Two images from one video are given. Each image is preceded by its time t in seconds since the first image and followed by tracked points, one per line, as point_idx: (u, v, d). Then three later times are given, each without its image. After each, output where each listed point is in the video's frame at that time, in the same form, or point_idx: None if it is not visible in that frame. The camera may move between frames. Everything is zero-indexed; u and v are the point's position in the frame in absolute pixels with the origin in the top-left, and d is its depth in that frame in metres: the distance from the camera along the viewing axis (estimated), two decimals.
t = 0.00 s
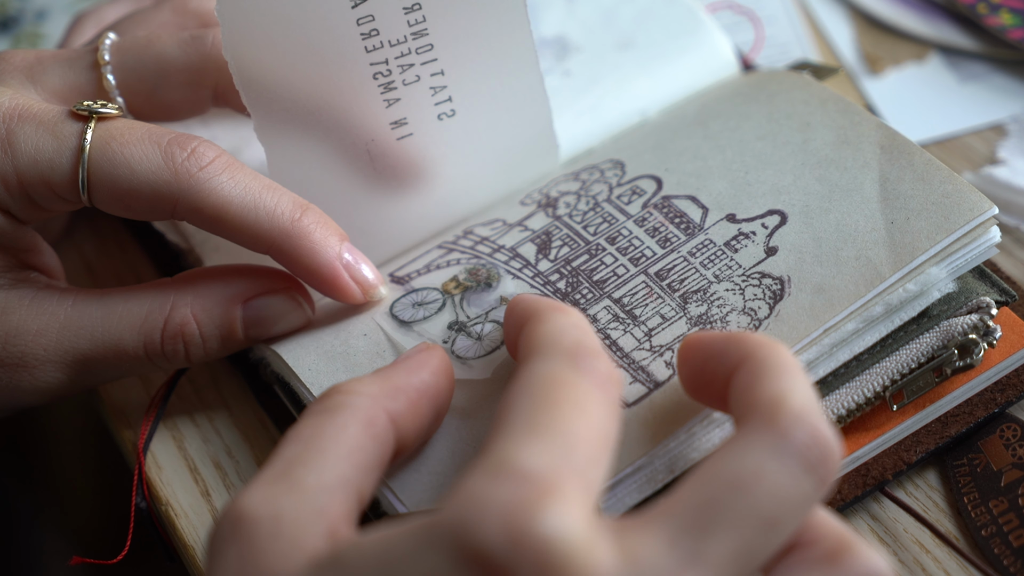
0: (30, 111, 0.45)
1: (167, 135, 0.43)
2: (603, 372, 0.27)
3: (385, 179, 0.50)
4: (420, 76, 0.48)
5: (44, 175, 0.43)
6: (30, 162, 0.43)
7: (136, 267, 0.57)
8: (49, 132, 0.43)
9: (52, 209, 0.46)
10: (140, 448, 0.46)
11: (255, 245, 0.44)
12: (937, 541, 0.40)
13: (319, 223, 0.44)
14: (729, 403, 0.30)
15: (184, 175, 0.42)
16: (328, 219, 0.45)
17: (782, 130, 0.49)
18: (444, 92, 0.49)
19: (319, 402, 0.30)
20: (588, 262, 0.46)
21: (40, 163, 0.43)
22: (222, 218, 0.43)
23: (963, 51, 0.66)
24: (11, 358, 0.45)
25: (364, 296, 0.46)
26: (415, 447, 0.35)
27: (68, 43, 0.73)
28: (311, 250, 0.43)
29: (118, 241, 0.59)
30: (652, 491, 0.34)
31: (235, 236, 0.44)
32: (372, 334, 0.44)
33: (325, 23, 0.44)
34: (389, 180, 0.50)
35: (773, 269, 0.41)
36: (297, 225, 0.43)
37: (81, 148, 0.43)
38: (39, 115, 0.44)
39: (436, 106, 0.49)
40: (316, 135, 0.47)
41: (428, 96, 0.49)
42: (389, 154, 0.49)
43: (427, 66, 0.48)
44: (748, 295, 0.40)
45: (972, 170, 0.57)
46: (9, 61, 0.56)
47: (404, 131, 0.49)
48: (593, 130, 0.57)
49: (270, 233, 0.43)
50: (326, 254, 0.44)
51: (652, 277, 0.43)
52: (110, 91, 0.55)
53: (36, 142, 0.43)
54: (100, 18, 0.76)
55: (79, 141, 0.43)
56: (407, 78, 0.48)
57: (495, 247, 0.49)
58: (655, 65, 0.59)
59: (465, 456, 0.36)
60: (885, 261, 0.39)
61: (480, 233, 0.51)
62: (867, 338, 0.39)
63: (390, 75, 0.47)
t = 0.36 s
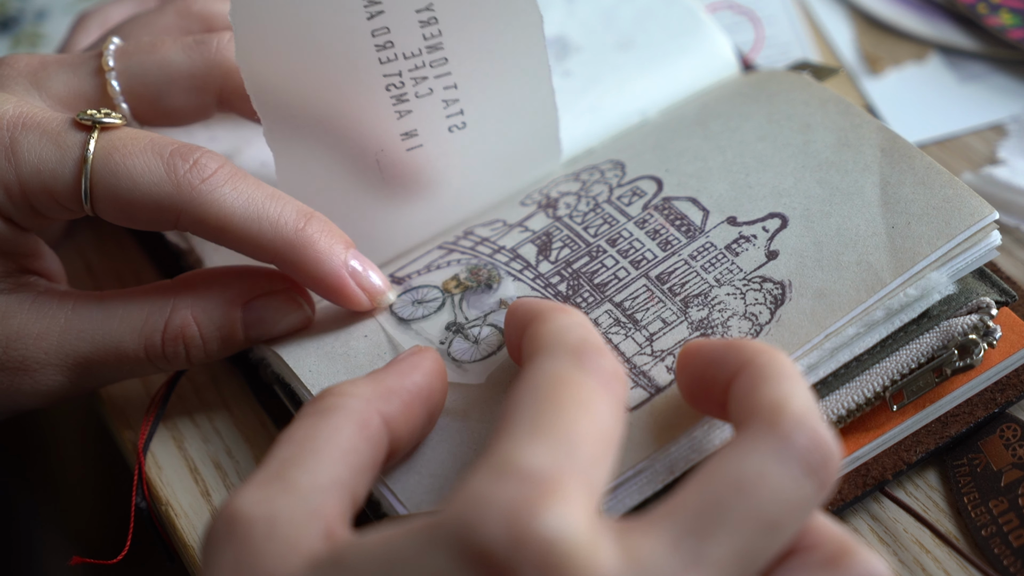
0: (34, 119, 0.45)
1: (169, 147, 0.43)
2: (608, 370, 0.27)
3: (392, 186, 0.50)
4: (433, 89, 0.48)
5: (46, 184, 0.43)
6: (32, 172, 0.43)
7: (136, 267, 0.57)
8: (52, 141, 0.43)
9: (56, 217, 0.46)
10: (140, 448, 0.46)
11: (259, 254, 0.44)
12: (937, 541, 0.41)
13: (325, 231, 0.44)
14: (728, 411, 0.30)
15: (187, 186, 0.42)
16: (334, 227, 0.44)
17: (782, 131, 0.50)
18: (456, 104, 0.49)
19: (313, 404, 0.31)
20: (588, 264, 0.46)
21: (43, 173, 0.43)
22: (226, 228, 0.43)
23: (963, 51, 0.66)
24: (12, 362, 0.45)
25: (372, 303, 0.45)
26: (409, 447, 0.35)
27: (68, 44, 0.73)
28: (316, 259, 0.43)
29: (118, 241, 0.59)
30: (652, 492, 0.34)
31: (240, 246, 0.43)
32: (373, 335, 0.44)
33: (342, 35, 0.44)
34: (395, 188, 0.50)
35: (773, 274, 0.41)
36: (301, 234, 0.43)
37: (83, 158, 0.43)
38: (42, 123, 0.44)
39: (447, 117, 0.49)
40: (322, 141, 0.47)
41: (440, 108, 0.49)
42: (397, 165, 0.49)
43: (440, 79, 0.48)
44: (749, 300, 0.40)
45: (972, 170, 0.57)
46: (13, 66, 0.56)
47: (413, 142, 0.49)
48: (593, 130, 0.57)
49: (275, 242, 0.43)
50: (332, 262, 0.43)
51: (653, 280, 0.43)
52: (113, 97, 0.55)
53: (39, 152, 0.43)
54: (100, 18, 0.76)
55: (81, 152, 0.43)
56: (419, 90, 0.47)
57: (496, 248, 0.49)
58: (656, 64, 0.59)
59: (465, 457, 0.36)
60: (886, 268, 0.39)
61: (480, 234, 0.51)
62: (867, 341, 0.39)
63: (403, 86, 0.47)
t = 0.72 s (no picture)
0: (36, 128, 0.45)
1: (172, 156, 0.43)
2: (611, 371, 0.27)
3: (393, 191, 0.50)
4: (437, 93, 0.48)
5: (47, 194, 0.43)
6: (34, 181, 0.43)
7: (136, 267, 0.57)
8: (54, 150, 0.43)
9: (60, 225, 0.46)
10: (140, 448, 0.46)
11: (261, 263, 0.43)
12: (937, 541, 0.41)
13: (329, 241, 0.44)
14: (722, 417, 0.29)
15: (190, 196, 0.42)
16: (336, 236, 0.44)
17: (782, 131, 0.50)
18: (459, 108, 0.49)
19: (318, 402, 0.30)
20: (588, 263, 0.46)
21: (44, 183, 0.43)
22: (229, 238, 0.43)
23: (963, 51, 0.66)
24: (13, 367, 0.45)
25: (374, 312, 0.45)
26: (411, 450, 0.35)
27: (68, 44, 0.73)
28: (318, 269, 0.43)
29: (118, 242, 0.59)
30: (651, 492, 0.34)
31: (242, 255, 0.43)
32: (374, 335, 0.44)
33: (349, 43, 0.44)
34: (396, 190, 0.50)
35: (773, 268, 0.41)
36: (303, 244, 0.43)
37: (85, 168, 0.43)
38: (44, 132, 0.44)
39: (450, 121, 0.49)
40: (327, 147, 0.47)
41: (443, 111, 0.49)
42: (399, 166, 0.49)
43: (444, 83, 0.48)
44: (748, 294, 0.40)
45: (972, 170, 0.57)
46: (13, 71, 0.56)
47: (416, 145, 0.49)
48: (594, 130, 0.57)
49: (276, 253, 0.43)
50: (333, 272, 0.43)
51: (652, 276, 0.43)
52: (115, 103, 0.55)
53: (42, 162, 0.43)
54: (101, 19, 0.76)
55: (84, 161, 0.43)
56: (424, 94, 0.47)
57: (496, 250, 0.49)
58: (656, 65, 0.59)
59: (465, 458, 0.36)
60: (886, 260, 0.39)
61: (481, 236, 0.51)
62: (867, 339, 0.39)
63: (407, 90, 0.47)
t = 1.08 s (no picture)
0: (34, 131, 0.45)
1: (170, 156, 0.43)
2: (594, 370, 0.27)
3: (393, 189, 0.50)
4: (435, 91, 0.48)
5: (46, 197, 0.43)
6: (33, 185, 0.43)
7: (136, 267, 0.57)
8: (52, 153, 0.43)
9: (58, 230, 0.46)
10: (140, 448, 0.46)
11: (260, 261, 0.43)
12: (937, 541, 0.41)
13: (325, 237, 0.44)
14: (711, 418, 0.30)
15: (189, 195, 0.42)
16: (335, 232, 0.44)
17: (782, 131, 0.49)
18: (458, 106, 0.49)
19: (318, 409, 0.30)
20: (588, 264, 0.46)
21: (42, 186, 0.43)
22: (228, 237, 0.43)
23: (963, 51, 0.66)
24: (14, 371, 0.45)
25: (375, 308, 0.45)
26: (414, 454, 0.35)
27: (67, 45, 0.73)
28: (318, 265, 0.43)
29: (118, 242, 0.59)
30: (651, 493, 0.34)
31: (241, 254, 0.43)
32: (373, 335, 0.44)
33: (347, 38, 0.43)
34: (395, 189, 0.50)
35: (773, 272, 0.41)
36: (302, 241, 0.43)
37: (84, 170, 0.43)
38: (42, 135, 0.44)
39: (448, 119, 0.49)
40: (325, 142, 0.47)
41: (442, 109, 0.49)
42: (398, 164, 0.49)
43: (443, 81, 0.47)
44: (749, 299, 0.40)
45: (972, 170, 0.57)
46: (12, 73, 0.55)
47: (415, 143, 0.49)
48: (594, 131, 0.57)
49: (276, 250, 0.43)
50: (333, 268, 0.43)
51: (653, 279, 0.43)
52: (113, 104, 0.55)
53: (38, 166, 0.43)
54: (101, 19, 0.76)
55: (82, 164, 0.43)
56: (422, 93, 0.47)
57: (496, 248, 0.49)
58: (655, 65, 0.59)
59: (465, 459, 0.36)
60: (886, 264, 0.39)
61: (481, 234, 0.51)
62: (867, 341, 0.39)
63: (405, 88, 0.47)
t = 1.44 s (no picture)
0: (10, 109, 0.45)
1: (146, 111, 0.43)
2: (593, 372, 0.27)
3: (390, 186, 0.50)
4: (431, 84, 0.48)
5: (29, 169, 0.44)
6: (14, 159, 0.44)
7: (136, 267, 0.57)
8: (28, 126, 0.44)
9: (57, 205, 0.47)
10: (140, 447, 0.46)
11: (241, 204, 0.42)
12: (937, 541, 0.41)
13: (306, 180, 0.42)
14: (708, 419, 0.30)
15: (168, 143, 0.42)
16: (318, 179, 0.42)
17: (783, 131, 0.49)
18: (454, 100, 0.49)
19: (315, 409, 0.31)
20: (588, 264, 0.46)
21: (24, 158, 0.44)
22: (211, 181, 0.42)
23: (963, 51, 0.66)
24: (12, 361, 0.45)
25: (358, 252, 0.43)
26: (413, 454, 0.35)
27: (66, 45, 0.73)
28: (300, 209, 0.41)
29: (117, 242, 0.59)
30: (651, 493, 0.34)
31: (223, 198, 0.42)
32: (373, 336, 0.44)
33: (342, 31, 0.43)
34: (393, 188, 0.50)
35: (773, 273, 0.41)
36: (283, 183, 0.41)
37: (60, 135, 0.43)
38: (18, 112, 0.45)
39: (445, 114, 0.49)
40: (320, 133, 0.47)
41: (438, 104, 0.49)
42: (395, 160, 0.49)
43: (439, 74, 0.47)
44: (749, 300, 0.40)
45: (972, 170, 0.57)
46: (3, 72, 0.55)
47: (411, 138, 0.49)
48: (594, 131, 0.57)
49: (253, 191, 0.41)
50: (316, 212, 0.41)
51: (653, 280, 0.43)
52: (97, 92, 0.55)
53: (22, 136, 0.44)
54: (100, 18, 0.76)
55: (57, 130, 0.43)
56: (417, 86, 0.47)
57: (496, 247, 0.49)
58: (655, 65, 0.59)
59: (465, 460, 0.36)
60: (885, 266, 0.39)
61: (480, 233, 0.51)
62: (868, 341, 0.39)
63: (401, 81, 0.47)
